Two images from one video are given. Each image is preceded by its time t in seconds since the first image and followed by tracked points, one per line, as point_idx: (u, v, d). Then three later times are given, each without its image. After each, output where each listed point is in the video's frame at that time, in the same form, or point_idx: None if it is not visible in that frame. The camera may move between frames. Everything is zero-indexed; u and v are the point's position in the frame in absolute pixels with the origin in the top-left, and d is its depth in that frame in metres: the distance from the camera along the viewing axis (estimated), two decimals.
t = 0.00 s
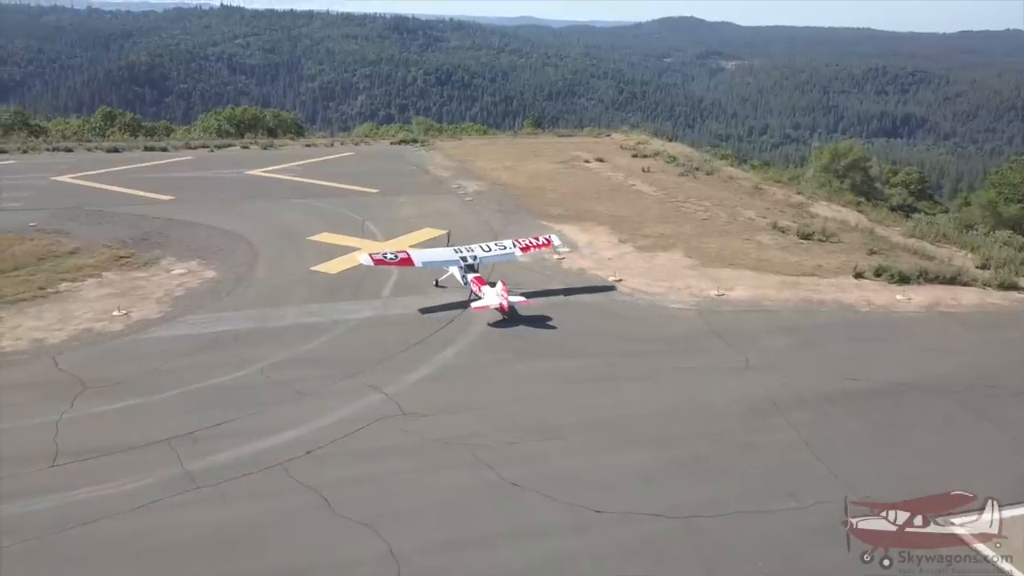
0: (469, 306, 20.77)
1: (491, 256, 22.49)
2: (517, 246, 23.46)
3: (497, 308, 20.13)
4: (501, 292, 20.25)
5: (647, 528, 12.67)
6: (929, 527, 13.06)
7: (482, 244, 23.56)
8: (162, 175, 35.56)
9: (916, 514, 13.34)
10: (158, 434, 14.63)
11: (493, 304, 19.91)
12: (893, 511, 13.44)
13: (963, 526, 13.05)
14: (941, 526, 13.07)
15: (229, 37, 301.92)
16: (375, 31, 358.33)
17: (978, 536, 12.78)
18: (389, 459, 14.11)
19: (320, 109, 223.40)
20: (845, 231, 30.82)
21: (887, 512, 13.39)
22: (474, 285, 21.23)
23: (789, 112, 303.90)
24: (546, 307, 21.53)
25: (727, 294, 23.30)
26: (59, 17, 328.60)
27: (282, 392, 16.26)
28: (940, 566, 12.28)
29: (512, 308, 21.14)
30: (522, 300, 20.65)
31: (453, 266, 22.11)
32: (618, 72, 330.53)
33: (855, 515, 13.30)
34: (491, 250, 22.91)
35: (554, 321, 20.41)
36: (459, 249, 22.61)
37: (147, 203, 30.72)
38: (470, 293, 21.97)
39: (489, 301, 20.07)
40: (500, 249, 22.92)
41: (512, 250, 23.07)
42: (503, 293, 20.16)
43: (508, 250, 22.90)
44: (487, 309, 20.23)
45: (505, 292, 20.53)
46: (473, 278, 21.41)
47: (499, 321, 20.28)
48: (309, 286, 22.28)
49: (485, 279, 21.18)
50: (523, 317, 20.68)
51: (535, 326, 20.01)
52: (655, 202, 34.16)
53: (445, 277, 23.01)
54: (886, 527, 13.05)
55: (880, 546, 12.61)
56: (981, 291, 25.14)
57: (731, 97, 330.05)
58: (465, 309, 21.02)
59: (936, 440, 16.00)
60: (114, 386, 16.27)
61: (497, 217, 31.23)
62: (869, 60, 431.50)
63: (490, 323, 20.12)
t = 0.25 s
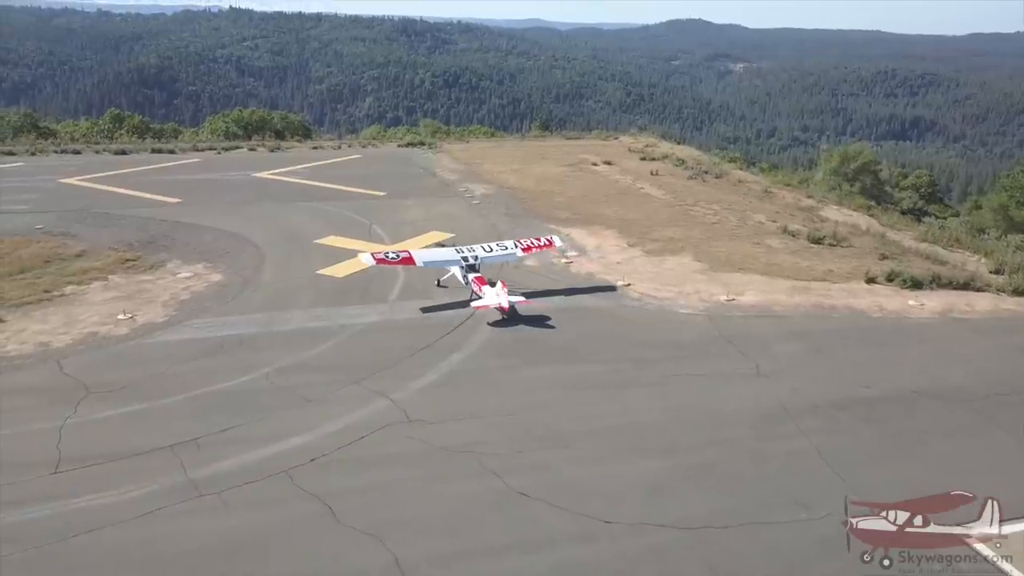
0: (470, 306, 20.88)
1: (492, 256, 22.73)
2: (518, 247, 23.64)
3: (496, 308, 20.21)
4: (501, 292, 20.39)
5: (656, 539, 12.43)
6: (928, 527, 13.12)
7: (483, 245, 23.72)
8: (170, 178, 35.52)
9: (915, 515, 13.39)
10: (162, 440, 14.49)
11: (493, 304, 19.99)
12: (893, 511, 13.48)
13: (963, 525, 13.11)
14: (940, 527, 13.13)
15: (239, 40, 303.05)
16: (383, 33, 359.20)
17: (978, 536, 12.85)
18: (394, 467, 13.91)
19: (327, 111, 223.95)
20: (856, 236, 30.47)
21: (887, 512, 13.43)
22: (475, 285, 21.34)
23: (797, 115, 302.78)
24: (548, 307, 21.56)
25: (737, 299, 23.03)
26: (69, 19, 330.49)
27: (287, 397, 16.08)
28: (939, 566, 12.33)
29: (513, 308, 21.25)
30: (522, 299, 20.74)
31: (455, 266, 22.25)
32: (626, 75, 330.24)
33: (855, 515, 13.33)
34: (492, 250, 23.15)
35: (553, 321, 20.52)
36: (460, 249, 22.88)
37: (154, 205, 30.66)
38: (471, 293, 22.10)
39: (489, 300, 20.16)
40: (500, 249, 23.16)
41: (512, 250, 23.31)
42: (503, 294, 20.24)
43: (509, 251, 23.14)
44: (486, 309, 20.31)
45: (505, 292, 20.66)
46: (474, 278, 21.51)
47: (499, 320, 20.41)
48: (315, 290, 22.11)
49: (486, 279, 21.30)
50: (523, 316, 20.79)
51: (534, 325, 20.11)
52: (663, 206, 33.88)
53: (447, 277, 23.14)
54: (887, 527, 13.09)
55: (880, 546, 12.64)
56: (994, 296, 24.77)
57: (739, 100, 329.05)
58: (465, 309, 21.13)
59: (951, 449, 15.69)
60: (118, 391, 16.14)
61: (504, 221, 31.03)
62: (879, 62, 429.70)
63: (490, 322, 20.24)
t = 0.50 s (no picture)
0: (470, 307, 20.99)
1: (493, 257, 22.87)
2: (519, 248, 23.79)
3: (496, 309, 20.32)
4: (501, 292, 20.48)
5: (665, 551, 12.19)
6: (928, 527, 13.19)
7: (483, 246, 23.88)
8: (176, 181, 35.45)
9: (915, 515, 13.45)
10: (164, 447, 14.31)
11: (493, 305, 20.11)
12: (894, 510, 13.53)
13: (963, 525, 13.18)
14: (940, 527, 13.20)
15: (246, 43, 304.07)
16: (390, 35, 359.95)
17: (978, 536, 12.93)
18: (399, 476, 13.70)
19: (334, 113, 224.37)
20: (866, 240, 30.14)
21: (887, 512, 13.47)
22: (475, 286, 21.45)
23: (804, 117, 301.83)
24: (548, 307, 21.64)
25: (746, 304, 22.75)
26: (79, 22, 332.44)
27: (291, 404, 15.89)
28: (939, 566, 12.41)
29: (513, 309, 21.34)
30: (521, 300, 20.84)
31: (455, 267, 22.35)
32: (633, 77, 329.94)
33: (855, 514, 13.37)
34: (493, 251, 23.28)
35: (553, 321, 20.61)
36: (461, 250, 22.99)
37: (159, 208, 30.58)
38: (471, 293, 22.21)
39: (489, 302, 20.26)
40: (502, 250, 23.29)
41: (514, 251, 23.42)
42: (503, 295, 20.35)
43: (510, 252, 23.27)
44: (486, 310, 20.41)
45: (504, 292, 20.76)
46: (475, 279, 21.63)
47: (498, 321, 20.53)
48: (320, 295, 21.93)
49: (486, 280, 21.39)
50: (523, 317, 20.89)
51: (534, 326, 20.18)
52: (671, 209, 33.62)
53: (448, 278, 23.26)
54: (887, 527, 13.14)
55: (880, 546, 12.69)
56: (1007, 302, 24.43)
57: (746, 102, 328.23)
58: (465, 310, 21.21)
59: (965, 458, 15.40)
60: (121, 397, 15.98)
61: (510, 224, 30.83)
62: (887, 65, 427.64)
63: (490, 323, 20.32)
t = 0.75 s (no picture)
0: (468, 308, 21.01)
1: (495, 259, 22.97)
2: (519, 250, 23.95)
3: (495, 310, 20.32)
4: (500, 293, 20.54)
5: (675, 567, 11.89)
6: (929, 527, 13.20)
7: (484, 248, 24.04)
8: (182, 184, 35.34)
9: (916, 515, 13.47)
10: (166, 457, 14.08)
11: (492, 306, 20.10)
12: (894, 511, 13.54)
13: (963, 525, 13.20)
14: (940, 527, 13.20)
15: (254, 46, 305.11)
16: (398, 38, 360.84)
17: (978, 535, 12.94)
18: (403, 488, 13.42)
19: (342, 116, 224.80)
20: (878, 246, 29.77)
21: (887, 512, 13.49)
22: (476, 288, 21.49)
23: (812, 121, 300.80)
24: (548, 309, 21.72)
25: (756, 311, 22.41)
26: (89, 26, 334.30)
27: (295, 413, 15.65)
28: (940, 566, 12.40)
29: (512, 311, 21.42)
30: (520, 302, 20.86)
31: (456, 269, 22.48)
32: (640, 80, 329.69)
33: (855, 515, 13.38)
34: (494, 254, 23.39)
35: (552, 323, 20.65)
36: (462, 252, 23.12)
37: (165, 212, 30.45)
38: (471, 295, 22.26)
39: (488, 303, 20.26)
40: (503, 252, 23.41)
41: (515, 253, 23.53)
42: (501, 296, 20.36)
43: (511, 254, 23.38)
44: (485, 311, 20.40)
45: (504, 293, 20.84)
46: (475, 281, 21.67)
47: (498, 322, 20.58)
48: (326, 301, 21.70)
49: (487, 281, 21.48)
50: (523, 318, 20.98)
51: (534, 327, 20.24)
52: (679, 214, 33.31)
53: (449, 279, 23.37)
54: (887, 527, 13.16)
55: (880, 546, 12.69)
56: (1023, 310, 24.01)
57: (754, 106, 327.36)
58: (465, 311, 21.27)
59: (982, 469, 15.04)
60: (122, 405, 15.77)
61: (517, 229, 30.56)
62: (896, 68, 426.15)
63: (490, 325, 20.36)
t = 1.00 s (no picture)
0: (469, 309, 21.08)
1: (496, 260, 22.99)
2: (521, 251, 24.00)
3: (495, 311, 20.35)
4: (500, 296, 20.59)
5: None
6: (929, 527, 13.25)
7: (486, 249, 24.12)
8: (187, 187, 35.19)
9: (916, 515, 13.52)
10: (167, 466, 13.83)
11: (492, 307, 20.10)
12: (894, 511, 13.59)
13: (963, 525, 13.25)
14: (940, 526, 13.26)
15: (261, 48, 305.81)
16: (404, 41, 361.30)
17: (978, 535, 13.01)
18: (408, 499, 13.15)
19: (348, 118, 225.00)
20: (889, 251, 29.38)
21: (887, 512, 13.54)
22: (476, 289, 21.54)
23: (819, 123, 299.67)
24: (548, 309, 21.80)
25: (766, 317, 22.09)
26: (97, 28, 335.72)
27: (298, 421, 15.40)
28: (940, 566, 12.47)
29: (513, 312, 21.49)
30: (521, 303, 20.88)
31: (458, 269, 22.59)
32: (646, 82, 329.18)
33: (855, 514, 13.43)
34: (496, 255, 23.43)
35: (552, 324, 20.69)
36: (464, 253, 23.17)
37: (170, 215, 30.30)
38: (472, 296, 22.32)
39: (488, 304, 20.29)
40: (504, 253, 23.44)
41: (516, 254, 23.55)
42: (501, 297, 20.38)
43: (513, 255, 23.42)
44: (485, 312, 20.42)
45: (504, 295, 20.90)
46: (476, 282, 21.72)
47: (497, 323, 20.64)
48: (330, 306, 21.46)
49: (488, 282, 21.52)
50: (523, 319, 21.04)
51: (533, 329, 20.27)
52: (687, 218, 32.98)
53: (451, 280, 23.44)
54: (887, 527, 13.21)
55: (880, 546, 12.75)
56: None
57: (761, 108, 326.41)
58: (465, 312, 21.38)
59: (999, 480, 14.71)
60: (123, 413, 15.54)
61: (524, 233, 30.28)
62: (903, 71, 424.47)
63: (489, 326, 20.40)
